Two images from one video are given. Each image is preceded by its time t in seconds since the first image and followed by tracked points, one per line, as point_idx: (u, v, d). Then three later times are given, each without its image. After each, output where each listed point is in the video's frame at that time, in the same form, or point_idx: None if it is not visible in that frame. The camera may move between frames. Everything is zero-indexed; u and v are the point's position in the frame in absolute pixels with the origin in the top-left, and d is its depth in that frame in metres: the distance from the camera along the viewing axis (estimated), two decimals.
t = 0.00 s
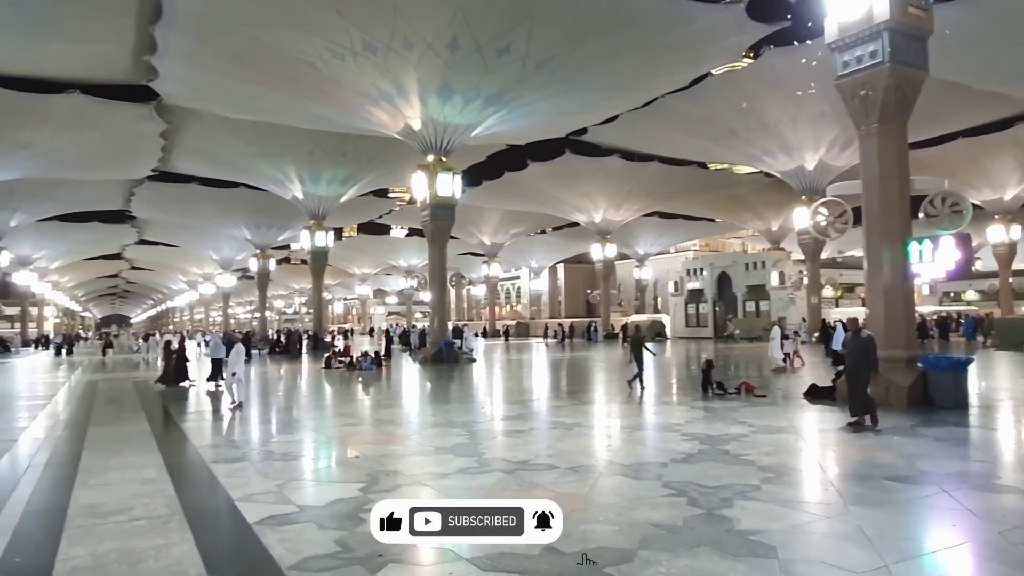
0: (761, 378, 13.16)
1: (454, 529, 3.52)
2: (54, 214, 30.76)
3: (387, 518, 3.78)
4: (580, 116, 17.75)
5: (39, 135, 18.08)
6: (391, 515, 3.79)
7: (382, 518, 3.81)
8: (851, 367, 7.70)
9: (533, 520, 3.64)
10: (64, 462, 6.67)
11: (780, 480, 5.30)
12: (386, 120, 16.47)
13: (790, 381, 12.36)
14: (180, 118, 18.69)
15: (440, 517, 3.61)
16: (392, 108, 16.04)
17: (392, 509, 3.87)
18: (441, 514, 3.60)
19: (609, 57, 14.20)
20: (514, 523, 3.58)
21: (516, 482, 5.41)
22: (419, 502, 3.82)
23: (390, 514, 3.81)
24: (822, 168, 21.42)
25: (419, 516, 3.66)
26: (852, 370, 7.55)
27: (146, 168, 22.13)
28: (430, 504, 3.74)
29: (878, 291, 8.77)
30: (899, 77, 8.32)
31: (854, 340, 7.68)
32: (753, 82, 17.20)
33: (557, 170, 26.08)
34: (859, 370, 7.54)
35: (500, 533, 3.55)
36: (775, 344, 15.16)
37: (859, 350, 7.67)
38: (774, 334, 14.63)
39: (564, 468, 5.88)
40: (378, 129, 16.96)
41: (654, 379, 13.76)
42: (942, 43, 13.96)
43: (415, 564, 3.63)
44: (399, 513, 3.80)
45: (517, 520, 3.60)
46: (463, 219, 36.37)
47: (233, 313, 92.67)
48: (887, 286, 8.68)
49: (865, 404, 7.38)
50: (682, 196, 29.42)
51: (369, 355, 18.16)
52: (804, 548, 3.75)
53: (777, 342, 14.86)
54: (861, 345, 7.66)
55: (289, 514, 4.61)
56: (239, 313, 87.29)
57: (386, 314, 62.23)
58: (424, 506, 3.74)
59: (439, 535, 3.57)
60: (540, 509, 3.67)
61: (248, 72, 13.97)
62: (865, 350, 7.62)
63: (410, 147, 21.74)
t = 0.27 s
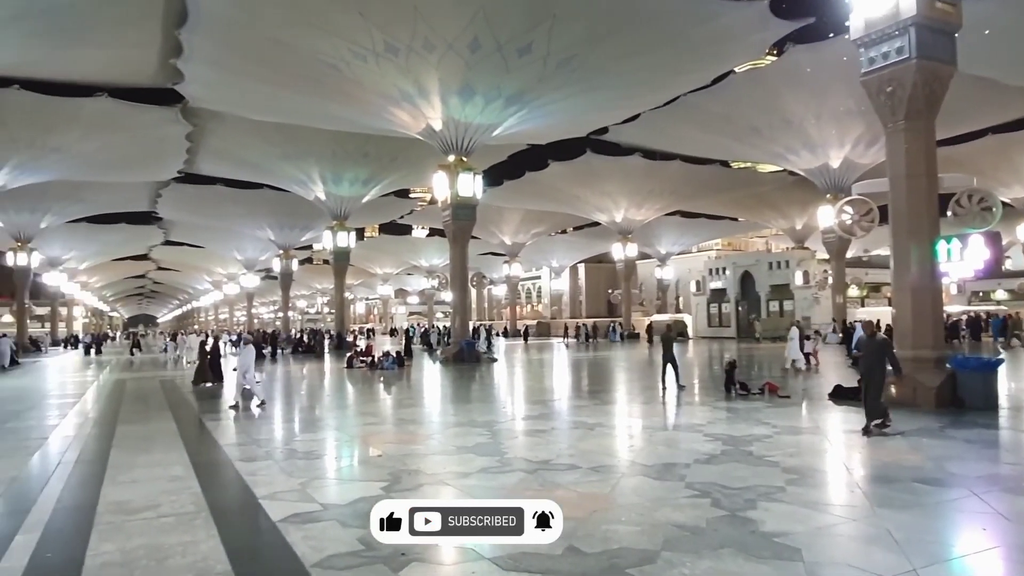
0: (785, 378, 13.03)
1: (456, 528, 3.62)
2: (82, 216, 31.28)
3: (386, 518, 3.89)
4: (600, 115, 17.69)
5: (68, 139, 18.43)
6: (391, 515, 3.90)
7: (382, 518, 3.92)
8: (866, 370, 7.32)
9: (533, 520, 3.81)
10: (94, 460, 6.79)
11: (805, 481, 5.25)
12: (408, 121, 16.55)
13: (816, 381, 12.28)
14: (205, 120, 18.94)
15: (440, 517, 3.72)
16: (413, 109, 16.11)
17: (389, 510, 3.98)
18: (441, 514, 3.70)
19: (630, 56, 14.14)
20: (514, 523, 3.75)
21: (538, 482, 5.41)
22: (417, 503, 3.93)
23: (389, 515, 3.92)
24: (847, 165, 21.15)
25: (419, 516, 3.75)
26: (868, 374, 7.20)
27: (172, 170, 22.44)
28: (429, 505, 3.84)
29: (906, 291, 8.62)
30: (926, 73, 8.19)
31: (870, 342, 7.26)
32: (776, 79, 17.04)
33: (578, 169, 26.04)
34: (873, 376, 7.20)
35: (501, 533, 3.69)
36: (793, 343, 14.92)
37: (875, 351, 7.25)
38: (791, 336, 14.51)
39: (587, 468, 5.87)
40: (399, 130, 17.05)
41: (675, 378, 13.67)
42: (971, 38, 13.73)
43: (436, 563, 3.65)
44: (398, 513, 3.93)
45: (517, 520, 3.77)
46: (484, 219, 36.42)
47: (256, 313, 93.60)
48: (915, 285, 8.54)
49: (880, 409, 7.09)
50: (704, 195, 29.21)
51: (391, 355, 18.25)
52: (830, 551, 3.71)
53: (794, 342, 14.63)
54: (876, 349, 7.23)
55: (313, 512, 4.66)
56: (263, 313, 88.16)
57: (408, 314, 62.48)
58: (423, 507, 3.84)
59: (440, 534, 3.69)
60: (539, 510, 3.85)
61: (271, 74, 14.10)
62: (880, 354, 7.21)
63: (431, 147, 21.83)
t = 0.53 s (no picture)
0: (809, 378, 12.89)
1: (456, 528, 3.61)
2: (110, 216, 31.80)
3: (386, 518, 3.87)
4: (621, 114, 17.62)
5: (95, 141, 18.74)
6: (390, 515, 3.88)
7: (382, 519, 3.90)
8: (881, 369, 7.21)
9: (532, 520, 3.76)
10: (120, 456, 6.90)
11: (830, 483, 5.19)
12: (428, 121, 16.61)
13: (839, 381, 12.16)
14: (229, 121, 19.15)
15: (440, 517, 3.71)
16: (434, 109, 16.15)
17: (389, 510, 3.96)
18: (441, 514, 3.68)
19: (651, 54, 14.06)
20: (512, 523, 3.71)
21: (560, 482, 5.40)
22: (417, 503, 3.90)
23: (389, 515, 3.90)
24: (872, 163, 20.87)
25: (418, 516, 3.73)
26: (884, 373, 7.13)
27: (196, 171, 22.73)
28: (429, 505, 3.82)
29: (934, 290, 8.48)
30: (954, 68, 8.05)
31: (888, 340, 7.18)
32: (800, 76, 16.85)
33: (599, 168, 25.98)
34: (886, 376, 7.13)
35: (501, 533, 3.65)
36: (810, 343, 14.81)
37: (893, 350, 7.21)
38: (808, 336, 14.43)
39: (608, 468, 5.85)
40: (420, 129, 17.11)
41: (696, 378, 13.58)
42: (1000, 33, 13.48)
43: (457, 562, 3.66)
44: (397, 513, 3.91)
45: (517, 520, 3.73)
46: (504, 219, 36.44)
47: (279, 312, 94.50)
48: (943, 284, 8.39)
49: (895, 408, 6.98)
50: (726, 193, 28.99)
51: (412, 354, 18.32)
52: (856, 554, 3.66)
53: (810, 341, 14.52)
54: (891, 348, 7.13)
55: (335, 510, 4.69)
56: (286, 312, 88.98)
57: (429, 313, 62.68)
58: (424, 506, 3.81)
59: (440, 534, 3.67)
60: (540, 510, 3.79)
61: (293, 75, 14.22)
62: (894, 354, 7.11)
63: (452, 147, 21.89)
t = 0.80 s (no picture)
0: (831, 378, 12.77)
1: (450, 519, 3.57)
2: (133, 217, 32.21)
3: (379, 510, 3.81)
4: (639, 113, 17.55)
5: (118, 143, 18.99)
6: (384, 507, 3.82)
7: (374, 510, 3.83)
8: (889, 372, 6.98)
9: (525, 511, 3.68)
10: (144, 454, 6.99)
11: (853, 483, 5.13)
12: (446, 121, 16.65)
13: (861, 381, 12.03)
14: (249, 122, 19.34)
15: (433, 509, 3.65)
16: (452, 109, 16.19)
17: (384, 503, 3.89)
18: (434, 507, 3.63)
19: (670, 52, 13.97)
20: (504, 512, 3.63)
21: (579, 481, 5.38)
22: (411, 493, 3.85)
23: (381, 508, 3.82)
24: (895, 160, 20.61)
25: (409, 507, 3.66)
26: (887, 377, 6.95)
27: (217, 172, 22.97)
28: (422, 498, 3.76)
29: (959, 289, 8.36)
30: (978, 63, 7.92)
31: (892, 343, 6.96)
32: (821, 73, 16.68)
33: (617, 168, 25.93)
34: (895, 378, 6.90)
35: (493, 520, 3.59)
36: (823, 344, 14.76)
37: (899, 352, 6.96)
38: (821, 333, 14.41)
39: (627, 468, 5.83)
40: (438, 129, 17.16)
41: (716, 378, 13.51)
42: None
43: (476, 561, 3.66)
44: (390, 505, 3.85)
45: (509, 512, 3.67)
46: (522, 218, 36.47)
47: (298, 311, 95.30)
48: (968, 283, 8.27)
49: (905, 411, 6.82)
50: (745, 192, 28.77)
51: (430, 354, 18.40)
52: (879, 556, 3.61)
53: (824, 342, 14.51)
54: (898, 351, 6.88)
55: (355, 508, 4.72)
56: (306, 311, 89.68)
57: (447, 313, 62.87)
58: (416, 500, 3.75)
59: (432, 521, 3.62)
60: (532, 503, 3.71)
61: (312, 76, 14.32)
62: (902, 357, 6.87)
63: (470, 147, 21.94)
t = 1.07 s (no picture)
0: (851, 377, 12.64)
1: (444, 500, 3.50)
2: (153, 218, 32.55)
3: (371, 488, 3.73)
4: (657, 111, 17.46)
5: (139, 144, 19.20)
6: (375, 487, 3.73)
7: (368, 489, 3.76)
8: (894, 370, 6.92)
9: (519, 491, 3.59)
10: (165, 453, 7.06)
11: (875, 484, 5.07)
12: (463, 120, 16.67)
13: (883, 381, 11.88)
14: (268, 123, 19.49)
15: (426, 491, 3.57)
16: (469, 109, 16.20)
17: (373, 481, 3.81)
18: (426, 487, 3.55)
19: (688, 49, 13.88)
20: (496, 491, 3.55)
21: (597, 481, 5.37)
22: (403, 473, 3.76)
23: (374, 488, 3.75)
24: (917, 157, 20.35)
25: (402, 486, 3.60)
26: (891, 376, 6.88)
27: (236, 172, 23.15)
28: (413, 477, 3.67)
29: (983, 287, 8.25)
30: (1003, 59, 7.82)
31: (895, 343, 6.92)
32: (841, 70, 16.50)
33: (635, 166, 25.84)
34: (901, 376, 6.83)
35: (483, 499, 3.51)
36: (839, 342, 14.57)
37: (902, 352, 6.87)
38: (836, 331, 14.28)
39: (646, 467, 5.81)
40: (456, 129, 17.19)
41: (733, 378, 13.40)
42: None
43: (494, 559, 3.67)
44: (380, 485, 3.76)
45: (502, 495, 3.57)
46: (539, 217, 36.44)
47: (315, 311, 95.90)
48: (992, 281, 8.16)
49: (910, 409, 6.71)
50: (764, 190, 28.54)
51: (447, 352, 18.43)
52: (902, 558, 3.57)
53: (839, 341, 14.32)
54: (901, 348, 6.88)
55: (374, 507, 4.74)
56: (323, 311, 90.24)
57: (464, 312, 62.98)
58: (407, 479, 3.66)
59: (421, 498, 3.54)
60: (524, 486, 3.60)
61: (330, 76, 14.40)
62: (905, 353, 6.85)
63: (487, 146, 21.94)
